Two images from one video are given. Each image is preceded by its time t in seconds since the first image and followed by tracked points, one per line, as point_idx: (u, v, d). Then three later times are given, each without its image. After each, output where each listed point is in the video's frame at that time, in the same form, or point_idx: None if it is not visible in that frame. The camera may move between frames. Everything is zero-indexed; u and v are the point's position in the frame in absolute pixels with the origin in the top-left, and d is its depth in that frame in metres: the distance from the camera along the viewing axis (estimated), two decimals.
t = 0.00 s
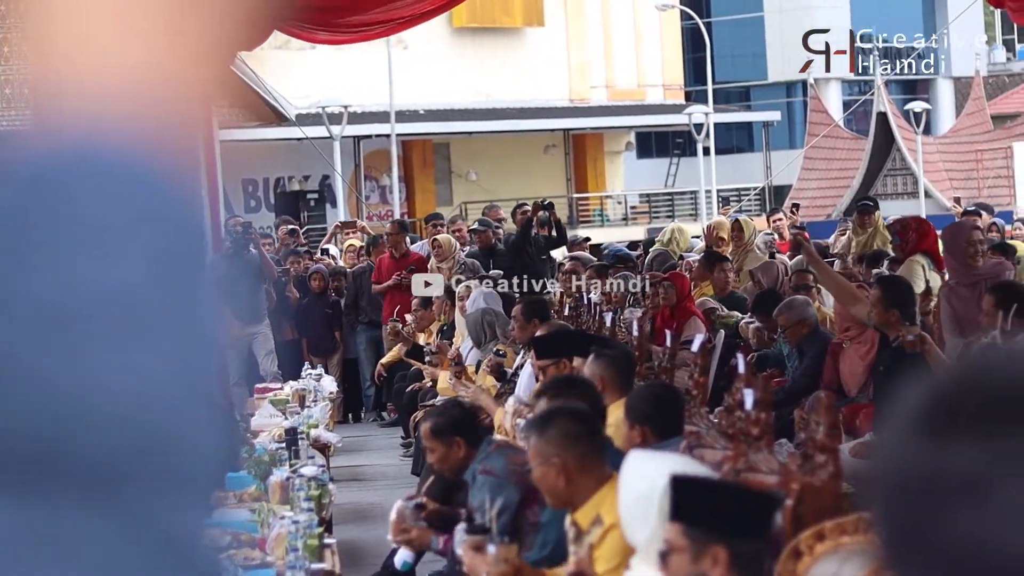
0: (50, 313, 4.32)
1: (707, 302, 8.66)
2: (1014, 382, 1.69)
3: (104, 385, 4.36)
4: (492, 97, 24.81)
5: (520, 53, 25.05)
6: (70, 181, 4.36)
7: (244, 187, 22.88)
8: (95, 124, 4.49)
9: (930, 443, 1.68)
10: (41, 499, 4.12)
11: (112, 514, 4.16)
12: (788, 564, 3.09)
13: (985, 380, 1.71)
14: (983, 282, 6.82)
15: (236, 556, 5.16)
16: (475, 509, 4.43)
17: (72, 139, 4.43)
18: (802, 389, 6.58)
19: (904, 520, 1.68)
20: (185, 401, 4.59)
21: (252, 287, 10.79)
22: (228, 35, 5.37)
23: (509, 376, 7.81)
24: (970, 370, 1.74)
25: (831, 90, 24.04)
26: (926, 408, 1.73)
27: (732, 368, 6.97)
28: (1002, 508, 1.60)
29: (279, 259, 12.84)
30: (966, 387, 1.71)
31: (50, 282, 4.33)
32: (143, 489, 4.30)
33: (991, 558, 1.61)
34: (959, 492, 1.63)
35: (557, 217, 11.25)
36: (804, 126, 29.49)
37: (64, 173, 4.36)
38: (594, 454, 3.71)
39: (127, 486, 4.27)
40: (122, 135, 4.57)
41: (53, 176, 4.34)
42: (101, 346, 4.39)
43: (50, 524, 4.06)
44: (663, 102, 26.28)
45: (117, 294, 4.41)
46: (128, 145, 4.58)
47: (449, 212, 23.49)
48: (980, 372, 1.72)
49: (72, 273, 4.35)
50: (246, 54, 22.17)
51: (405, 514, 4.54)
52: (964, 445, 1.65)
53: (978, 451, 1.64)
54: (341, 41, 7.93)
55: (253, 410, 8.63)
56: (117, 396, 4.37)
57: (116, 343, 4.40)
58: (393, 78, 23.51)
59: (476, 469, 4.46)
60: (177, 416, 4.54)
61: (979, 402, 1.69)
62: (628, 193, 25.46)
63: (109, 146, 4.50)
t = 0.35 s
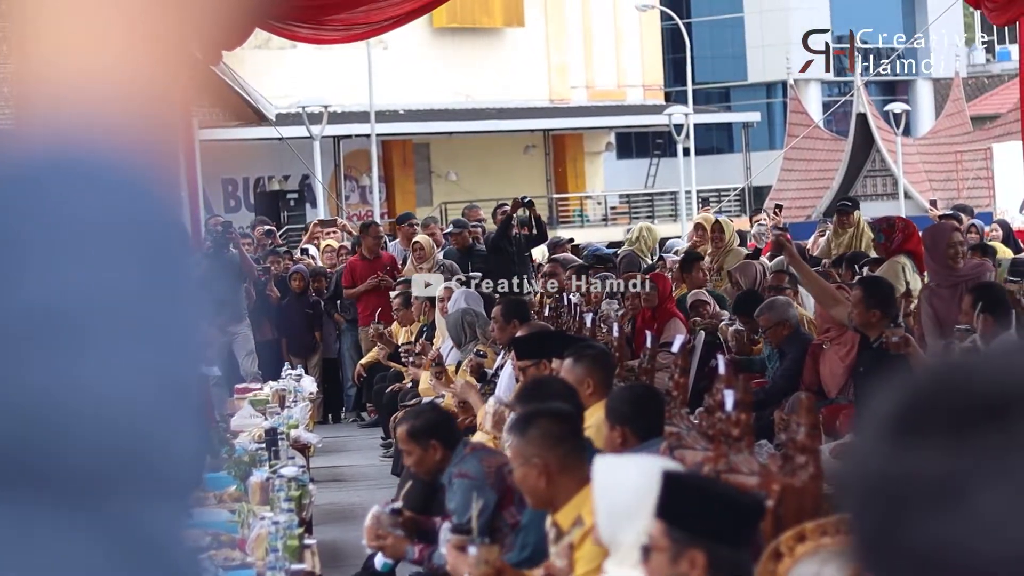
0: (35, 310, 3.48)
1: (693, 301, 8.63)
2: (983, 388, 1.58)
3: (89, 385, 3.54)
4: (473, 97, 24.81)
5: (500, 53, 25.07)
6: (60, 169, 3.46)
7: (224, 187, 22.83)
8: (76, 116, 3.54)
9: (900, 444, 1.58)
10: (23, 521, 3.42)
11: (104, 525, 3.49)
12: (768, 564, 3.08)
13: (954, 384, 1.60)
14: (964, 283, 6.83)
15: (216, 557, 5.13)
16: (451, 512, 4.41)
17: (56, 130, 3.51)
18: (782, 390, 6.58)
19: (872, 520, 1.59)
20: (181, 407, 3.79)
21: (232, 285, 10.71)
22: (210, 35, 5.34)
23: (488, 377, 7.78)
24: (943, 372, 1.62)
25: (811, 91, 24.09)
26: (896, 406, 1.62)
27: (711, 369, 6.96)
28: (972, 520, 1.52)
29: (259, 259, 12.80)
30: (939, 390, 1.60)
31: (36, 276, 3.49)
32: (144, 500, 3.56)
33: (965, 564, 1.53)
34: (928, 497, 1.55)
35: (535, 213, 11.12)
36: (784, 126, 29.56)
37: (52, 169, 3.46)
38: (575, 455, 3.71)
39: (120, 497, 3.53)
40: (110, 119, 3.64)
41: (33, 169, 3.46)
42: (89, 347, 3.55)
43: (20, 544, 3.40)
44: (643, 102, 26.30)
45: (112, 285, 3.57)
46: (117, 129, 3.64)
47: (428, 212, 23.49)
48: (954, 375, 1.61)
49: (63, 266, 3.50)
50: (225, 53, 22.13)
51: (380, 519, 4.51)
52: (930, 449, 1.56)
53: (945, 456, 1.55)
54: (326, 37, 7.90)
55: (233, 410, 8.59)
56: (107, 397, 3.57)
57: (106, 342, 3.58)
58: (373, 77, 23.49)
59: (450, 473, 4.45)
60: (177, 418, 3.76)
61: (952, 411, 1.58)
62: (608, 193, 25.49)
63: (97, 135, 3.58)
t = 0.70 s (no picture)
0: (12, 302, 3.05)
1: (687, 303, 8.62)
2: (941, 396, 1.58)
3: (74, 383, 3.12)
4: (459, 97, 24.79)
5: (485, 55, 25.05)
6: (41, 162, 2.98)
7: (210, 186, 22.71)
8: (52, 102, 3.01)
9: (863, 455, 1.60)
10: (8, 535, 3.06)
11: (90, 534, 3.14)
12: (755, 565, 3.11)
13: (911, 395, 1.60)
14: (952, 283, 6.85)
15: (202, 556, 5.12)
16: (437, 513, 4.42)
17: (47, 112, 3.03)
18: (770, 390, 6.58)
19: (840, 536, 1.61)
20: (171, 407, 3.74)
21: (219, 284, 10.70)
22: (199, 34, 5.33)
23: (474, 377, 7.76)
24: (901, 384, 1.63)
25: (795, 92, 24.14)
26: (858, 421, 1.64)
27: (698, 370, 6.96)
28: (936, 527, 1.52)
29: (245, 258, 12.76)
30: (895, 402, 1.61)
31: (25, 269, 3.06)
32: (137, 496, 3.20)
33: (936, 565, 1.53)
34: (893, 506, 1.55)
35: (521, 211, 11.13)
36: (770, 126, 29.61)
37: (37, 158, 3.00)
38: (563, 455, 3.70)
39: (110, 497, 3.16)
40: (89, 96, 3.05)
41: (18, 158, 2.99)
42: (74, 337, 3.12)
43: (2, 546, 3.07)
44: (630, 101, 26.31)
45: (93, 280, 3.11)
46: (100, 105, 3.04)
47: (414, 211, 23.49)
48: (910, 384, 1.62)
49: (58, 261, 3.07)
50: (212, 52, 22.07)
51: (367, 524, 4.42)
52: (890, 460, 1.57)
53: (904, 466, 1.56)
54: (312, 38, 7.90)
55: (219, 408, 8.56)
56: (92, 392, 3.14)
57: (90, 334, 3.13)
58: (360, 77, 23.48)
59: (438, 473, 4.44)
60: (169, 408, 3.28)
61: (911, 419, 1.58)
62: (594, 193, 25.46)
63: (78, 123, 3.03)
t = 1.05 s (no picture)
0: (11, 302, 3.39)
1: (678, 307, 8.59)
2: (903, 407, 1.63)
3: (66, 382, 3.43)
4: (443, 96, 24.77)
5: (469, 54, 25.03)
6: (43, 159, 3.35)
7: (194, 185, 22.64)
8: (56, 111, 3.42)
9: (830, 469, 1.65)
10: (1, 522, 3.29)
11: (70, 529, 3.36)
12: (741, 563, 3.13)
13: (871, 412, 1.65)
14: (936, 283, 6.88)
15: (186, 555, 5.10)
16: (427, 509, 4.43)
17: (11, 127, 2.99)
18: (754, 391, 6.59)
19: (808, 558, 1.66)
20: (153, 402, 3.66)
21: (202, 282, 10.66)
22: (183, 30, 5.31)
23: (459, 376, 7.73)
24: (861, 402, 1.68)
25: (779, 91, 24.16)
26: (828, 439, 1.68)
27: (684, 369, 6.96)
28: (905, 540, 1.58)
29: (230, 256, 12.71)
30: (854, 421, 1.66)
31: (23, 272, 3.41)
32: (114, 498, 3.45)
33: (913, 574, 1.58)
34: (867, 519, 1.60)
35: (505, 211, 11.14)
36: (755, 126, 29.67)
37: (36, 158, 3.35)
38: (548, 454, 3.70)
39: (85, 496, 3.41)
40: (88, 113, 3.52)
41: (16, 157, 3.32)
42: (67, 338, 3.45)
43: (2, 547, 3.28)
44: (614, 101, 26.33)
45: (88, 279, 3.49)
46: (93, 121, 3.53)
47: (398, 210, 23.48)
48: (871, 400, 1.66)
49: (57, 262, 3.42)
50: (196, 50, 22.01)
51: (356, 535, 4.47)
52: (858, 478, 1.61)
53: (876, 485, 1.60)
54: (296, 37, 7.92)
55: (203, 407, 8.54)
56: (83, 390, 3.47)
57: (80, 336, 3.47)
58: (344, 76, 23.46)
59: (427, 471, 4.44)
60: (154, 417, 3.64)
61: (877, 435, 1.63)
62: (579, 192, 25.46)
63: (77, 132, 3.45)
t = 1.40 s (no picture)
0: (11, 311, 3.40)
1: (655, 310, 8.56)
2: (872, 410, 1.75)
3: (63, 387, 3.43)
4: (423, 96, 24.74)
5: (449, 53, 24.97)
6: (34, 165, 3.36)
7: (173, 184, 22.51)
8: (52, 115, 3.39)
9: (802, 468, 1.77)
10: None
11: (70, 530, 3.35)
12: (721, 564, 3.12)
13: (838, 416, 1.78)
14: (915, 282, 6.91)
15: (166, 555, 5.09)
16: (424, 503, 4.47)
17: None
18: (735, 391, 6.60)
19: (783, 557, 1.78)
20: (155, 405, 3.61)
21: (183, 281, 10.62)
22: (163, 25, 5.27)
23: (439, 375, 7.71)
24: (831, 404, 1.80)
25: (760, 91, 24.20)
26: (802, 438, 1.80)
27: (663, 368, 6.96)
28: (877, 540, 1.70)
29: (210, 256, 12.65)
30: (830, 426, 1.77)
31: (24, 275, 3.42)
32: (114, 498, 3.42)
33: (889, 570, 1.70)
34: (844, 517, 1.71)
35: (486, 210, 11.12)
36: (735, 127, 29.70)
37: (27, 163, 3.36)
38: (527, 453, 3.69)
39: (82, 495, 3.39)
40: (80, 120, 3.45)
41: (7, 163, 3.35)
42: (68, 339, 3.45)
43: None
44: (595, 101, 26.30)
45: (88, 280, 3.47)
46: (86, 124, 3.46)
47: (378, 209, 23.43)
48: (837, 403, 1.79)
49: (57, 262, 3.43)
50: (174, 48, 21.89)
51: (351, 524, 4.49)
52: (833, 478, 1.73)
53: (849, 487, 1.72)
54: (275, 37, 7.87)
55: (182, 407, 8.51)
56: (81, 391, 3.44)
57: (79, 339, 3.45)
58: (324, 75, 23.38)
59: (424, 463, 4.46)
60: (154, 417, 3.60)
61: (851, 437, 1.75)
62: (559, 193, 25.44)
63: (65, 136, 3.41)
